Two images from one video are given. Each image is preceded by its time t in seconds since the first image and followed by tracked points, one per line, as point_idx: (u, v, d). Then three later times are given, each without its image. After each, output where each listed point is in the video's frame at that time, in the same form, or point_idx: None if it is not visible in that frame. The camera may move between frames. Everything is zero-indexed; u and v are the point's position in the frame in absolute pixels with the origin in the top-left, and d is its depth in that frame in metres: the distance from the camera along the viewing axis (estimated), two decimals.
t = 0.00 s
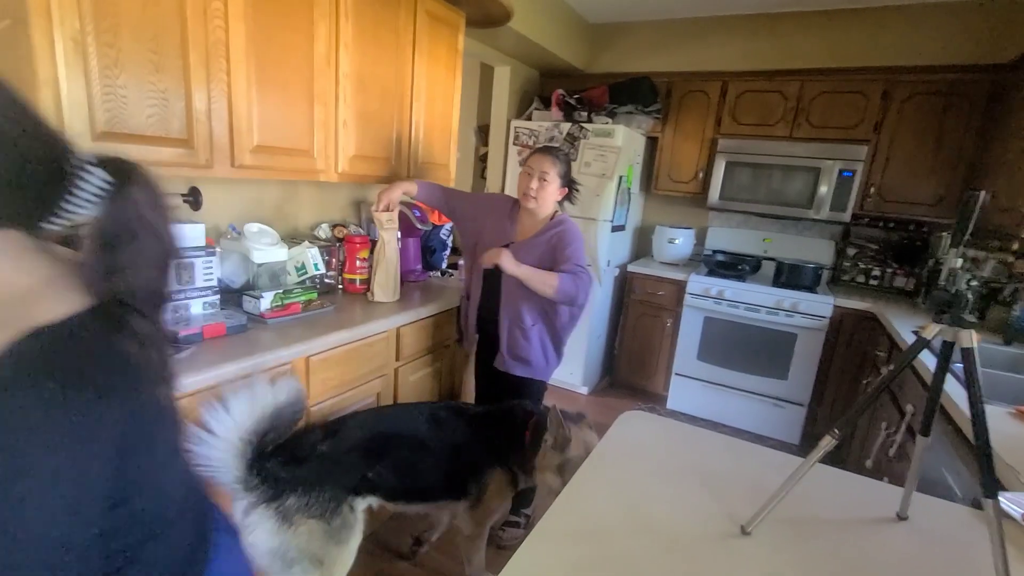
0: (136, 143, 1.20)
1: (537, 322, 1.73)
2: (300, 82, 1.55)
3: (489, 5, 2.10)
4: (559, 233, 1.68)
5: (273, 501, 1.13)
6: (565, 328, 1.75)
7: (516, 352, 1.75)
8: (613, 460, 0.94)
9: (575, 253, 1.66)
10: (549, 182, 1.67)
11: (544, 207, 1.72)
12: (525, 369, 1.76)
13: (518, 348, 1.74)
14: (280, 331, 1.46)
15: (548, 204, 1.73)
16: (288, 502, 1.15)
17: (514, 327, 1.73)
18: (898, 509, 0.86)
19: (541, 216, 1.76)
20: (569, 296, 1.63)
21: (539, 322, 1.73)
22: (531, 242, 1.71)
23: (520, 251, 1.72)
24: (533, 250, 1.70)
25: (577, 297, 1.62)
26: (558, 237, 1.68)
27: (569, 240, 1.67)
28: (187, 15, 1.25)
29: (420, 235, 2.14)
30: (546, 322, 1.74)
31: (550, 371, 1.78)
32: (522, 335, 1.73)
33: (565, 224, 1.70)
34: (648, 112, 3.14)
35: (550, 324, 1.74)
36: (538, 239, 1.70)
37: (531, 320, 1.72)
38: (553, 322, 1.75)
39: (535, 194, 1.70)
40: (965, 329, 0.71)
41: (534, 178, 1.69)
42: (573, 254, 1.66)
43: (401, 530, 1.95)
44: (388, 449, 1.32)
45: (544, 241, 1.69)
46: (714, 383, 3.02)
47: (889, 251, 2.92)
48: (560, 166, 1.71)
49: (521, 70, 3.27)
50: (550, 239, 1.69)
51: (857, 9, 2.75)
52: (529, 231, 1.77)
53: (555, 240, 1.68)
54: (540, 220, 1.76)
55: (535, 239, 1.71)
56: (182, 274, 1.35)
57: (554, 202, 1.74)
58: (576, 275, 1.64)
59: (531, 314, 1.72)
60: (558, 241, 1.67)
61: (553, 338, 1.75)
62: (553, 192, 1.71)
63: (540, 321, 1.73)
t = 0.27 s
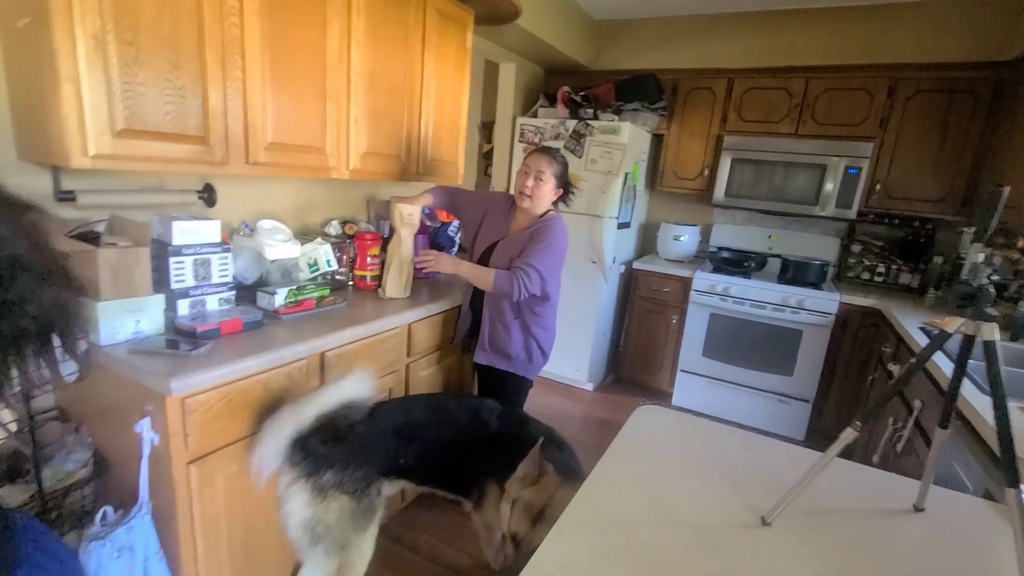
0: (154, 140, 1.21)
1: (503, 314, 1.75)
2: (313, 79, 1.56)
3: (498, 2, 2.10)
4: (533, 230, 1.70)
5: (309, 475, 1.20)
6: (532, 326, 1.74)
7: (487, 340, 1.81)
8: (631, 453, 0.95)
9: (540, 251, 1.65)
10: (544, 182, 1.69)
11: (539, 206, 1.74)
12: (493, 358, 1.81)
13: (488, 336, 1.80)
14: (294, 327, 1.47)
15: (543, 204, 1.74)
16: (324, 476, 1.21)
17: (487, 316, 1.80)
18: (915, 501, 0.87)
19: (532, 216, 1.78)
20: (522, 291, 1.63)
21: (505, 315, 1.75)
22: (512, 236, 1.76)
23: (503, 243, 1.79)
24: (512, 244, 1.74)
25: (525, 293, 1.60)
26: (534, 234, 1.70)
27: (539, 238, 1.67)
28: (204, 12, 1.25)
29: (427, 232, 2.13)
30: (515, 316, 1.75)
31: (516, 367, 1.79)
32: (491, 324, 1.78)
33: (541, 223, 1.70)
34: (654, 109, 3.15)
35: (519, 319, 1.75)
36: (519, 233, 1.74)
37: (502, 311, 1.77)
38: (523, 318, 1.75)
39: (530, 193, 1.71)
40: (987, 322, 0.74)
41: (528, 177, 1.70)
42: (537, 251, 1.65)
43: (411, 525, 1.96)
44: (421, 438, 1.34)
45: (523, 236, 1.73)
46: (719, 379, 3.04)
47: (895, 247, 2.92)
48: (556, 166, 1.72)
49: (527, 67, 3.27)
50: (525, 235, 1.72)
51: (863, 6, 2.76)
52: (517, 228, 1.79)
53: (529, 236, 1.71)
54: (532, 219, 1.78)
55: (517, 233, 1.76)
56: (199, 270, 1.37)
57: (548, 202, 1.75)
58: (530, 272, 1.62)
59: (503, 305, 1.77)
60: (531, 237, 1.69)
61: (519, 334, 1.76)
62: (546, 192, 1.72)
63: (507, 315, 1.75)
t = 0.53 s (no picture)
0: (166, 127, 1.22)
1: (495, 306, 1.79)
2: (322, 69, 1.56)
3: None
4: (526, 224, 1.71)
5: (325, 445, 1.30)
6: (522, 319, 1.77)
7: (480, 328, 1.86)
8: (640, 443, 0.97)
9: (530, 247, 1.66)
10: (544, 176, 1.69)
11: (539, 199, 1.74)
12: (486, 346, 1.86)
13: (482, 324, 1.85)
14: (302, 316, 1.47)
15: (543, 198, 1.74)
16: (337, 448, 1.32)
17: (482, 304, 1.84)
18: (920, 492, 0.89)
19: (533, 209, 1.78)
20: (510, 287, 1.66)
21: (497, 306, 1.79)
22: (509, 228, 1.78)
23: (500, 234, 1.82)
24: (507, 236, 1.77)
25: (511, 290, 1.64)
26: (526, 228, 1.71)
27: (531, 233, 1.68)
28: None
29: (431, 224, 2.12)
30: (507, 308, 1.79)
31: (507, 357, 1.82)
32: (484, 313, 1.83)
33: (535, 218, 1.71)
34: (658, 106, 3.15)
35: (510, 312, 1.78)
36: (515, 225, 1.76)
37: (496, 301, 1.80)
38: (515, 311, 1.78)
39: (530, 187, 1.71)
40: (999, 313, 0.75)
41: (529, 171, 1.70)
42: (527, 247, 1.66)
43: (414, 515, 1.97)
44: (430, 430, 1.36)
45: (518, 229, 1.74)
46: (719, 375, 3.05)
47: (896, 247, 2.93)
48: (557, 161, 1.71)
49: (531, 62, 3.27)
50: (519, 228, 1.73)
51: (869, 5, 2.76)
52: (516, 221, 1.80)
53: (521, 229, 1.72)
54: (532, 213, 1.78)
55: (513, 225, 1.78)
56: (207, 258, 1.37)
57: (549, 196, 1.75)
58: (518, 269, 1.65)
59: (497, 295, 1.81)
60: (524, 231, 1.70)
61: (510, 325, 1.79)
62: (547, 186, 1.72)
63: (499, 306, 1.79)
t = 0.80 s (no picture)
0: (161, 106, 1.20)
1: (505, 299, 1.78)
2: (319, 51, 1.55)
3: None
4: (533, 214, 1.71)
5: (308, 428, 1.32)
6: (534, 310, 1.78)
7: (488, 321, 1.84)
8: (634, 427, 0.98)
9: (544, 238, 1.67)
10: (544, 162, 1.69)
11: (540, 185, 1.74)
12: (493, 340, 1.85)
13: (489, 316, 1.84)
14: (297, 300, 1.47)
15: (543, 184, 1.74)
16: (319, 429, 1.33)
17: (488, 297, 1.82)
18: (907, 476, 0.91)
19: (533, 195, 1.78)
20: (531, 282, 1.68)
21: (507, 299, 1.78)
22: (512, 217, 1.77)
23: (503, 223, 1.80)
24: (512, 226, 1.75)
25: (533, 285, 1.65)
26: (534, 218, 1.71)
27: (542, 223, 1.68)
28: None
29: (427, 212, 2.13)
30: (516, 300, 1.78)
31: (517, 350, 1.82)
32: (491, 306, 1.82)
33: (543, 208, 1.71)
34: (655, 97, 3.15)
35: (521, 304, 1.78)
36: (519, 215, 1.75)
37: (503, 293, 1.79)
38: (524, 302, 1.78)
39: (530, 173, 1.71)
40: (987, 300, 0.78)
41: (529, 156, 1.70)
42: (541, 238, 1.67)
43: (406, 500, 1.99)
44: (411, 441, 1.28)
45: (524, 219, 1.73)
46: (710, 367, 3.08)
47: (887, 242, 2.96)
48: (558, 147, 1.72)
49: (529, 51, 3.26)
50: (526, 219, 1.73)
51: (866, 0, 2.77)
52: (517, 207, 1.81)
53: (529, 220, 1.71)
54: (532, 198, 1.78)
55: (517, 215, 1.76)
56: (202, 240, 1.36)
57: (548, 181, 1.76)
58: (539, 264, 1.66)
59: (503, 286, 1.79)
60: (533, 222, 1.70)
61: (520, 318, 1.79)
62: (547, 171, 1.72)
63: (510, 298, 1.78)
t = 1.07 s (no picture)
0: (161, 100, 1.21)
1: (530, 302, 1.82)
2: (319, 48, 1.55)
3: None
4: (560, 219, 1.77)
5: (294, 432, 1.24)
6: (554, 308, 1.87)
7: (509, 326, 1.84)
8: (626, 426, 0.99)
9: (573, 242, 1.77)
10: (544, 161, 1.72)
11: (542, 184, 1.77)
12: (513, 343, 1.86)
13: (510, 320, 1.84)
14: (293, 296, 1.48)
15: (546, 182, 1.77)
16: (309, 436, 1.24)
17: (510, 302, 1.82)
18: (890, 478, 0.94)
19: (540, 194, 1.81)
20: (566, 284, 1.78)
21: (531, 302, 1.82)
22: (533, 222, 1.77)
23: (522, 228, 1.78)
24: (535, 231, 1.77)
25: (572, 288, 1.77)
26: (559, 222, 1.77)
27: (569, 228, 1.77)
28: None
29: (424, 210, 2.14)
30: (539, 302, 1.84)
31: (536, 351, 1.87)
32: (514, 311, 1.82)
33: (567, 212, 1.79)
34: (652, 100, 3.17)
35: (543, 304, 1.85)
36: (541, 220, 1.77)
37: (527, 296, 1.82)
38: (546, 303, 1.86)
39: (533, 171, 1.74)
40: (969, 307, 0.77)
41: (530, 156, 1.73)
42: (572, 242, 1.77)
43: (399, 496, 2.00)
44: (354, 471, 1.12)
45: (548, 224, 1.77)
46: (702, 368, 3.11)
47: (877, 248, 3.00)
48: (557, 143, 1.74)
49: (528, 51, 3.27)
50: (551, 224, 1.76)
51: (862, 8, 2.79)
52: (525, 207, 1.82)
53: (556, 225, 1.76)
54: (537, 198, 1.81)
55: (537, 218, 1.78)
56: (199, 234, 1.36)
57: (551, 179, 1.79)
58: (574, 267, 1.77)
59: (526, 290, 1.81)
60: (559, 227, 1.76)
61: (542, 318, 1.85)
62: (549, 169, 1.75)
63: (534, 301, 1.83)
